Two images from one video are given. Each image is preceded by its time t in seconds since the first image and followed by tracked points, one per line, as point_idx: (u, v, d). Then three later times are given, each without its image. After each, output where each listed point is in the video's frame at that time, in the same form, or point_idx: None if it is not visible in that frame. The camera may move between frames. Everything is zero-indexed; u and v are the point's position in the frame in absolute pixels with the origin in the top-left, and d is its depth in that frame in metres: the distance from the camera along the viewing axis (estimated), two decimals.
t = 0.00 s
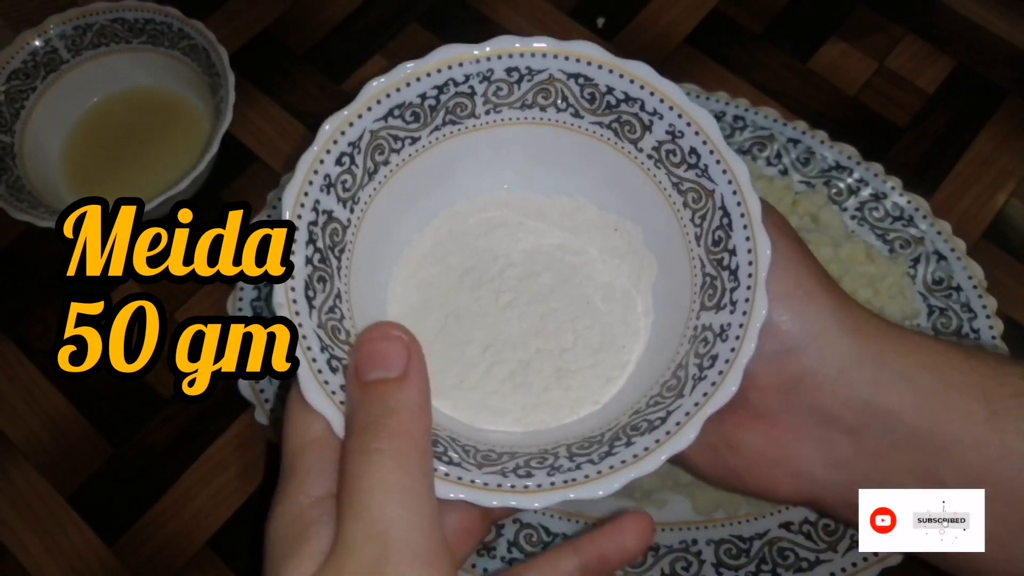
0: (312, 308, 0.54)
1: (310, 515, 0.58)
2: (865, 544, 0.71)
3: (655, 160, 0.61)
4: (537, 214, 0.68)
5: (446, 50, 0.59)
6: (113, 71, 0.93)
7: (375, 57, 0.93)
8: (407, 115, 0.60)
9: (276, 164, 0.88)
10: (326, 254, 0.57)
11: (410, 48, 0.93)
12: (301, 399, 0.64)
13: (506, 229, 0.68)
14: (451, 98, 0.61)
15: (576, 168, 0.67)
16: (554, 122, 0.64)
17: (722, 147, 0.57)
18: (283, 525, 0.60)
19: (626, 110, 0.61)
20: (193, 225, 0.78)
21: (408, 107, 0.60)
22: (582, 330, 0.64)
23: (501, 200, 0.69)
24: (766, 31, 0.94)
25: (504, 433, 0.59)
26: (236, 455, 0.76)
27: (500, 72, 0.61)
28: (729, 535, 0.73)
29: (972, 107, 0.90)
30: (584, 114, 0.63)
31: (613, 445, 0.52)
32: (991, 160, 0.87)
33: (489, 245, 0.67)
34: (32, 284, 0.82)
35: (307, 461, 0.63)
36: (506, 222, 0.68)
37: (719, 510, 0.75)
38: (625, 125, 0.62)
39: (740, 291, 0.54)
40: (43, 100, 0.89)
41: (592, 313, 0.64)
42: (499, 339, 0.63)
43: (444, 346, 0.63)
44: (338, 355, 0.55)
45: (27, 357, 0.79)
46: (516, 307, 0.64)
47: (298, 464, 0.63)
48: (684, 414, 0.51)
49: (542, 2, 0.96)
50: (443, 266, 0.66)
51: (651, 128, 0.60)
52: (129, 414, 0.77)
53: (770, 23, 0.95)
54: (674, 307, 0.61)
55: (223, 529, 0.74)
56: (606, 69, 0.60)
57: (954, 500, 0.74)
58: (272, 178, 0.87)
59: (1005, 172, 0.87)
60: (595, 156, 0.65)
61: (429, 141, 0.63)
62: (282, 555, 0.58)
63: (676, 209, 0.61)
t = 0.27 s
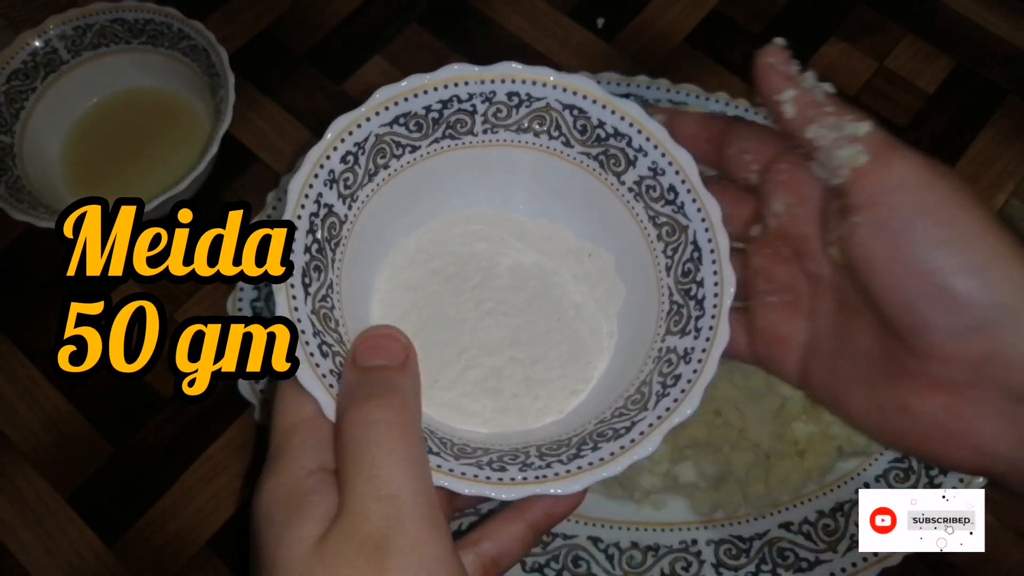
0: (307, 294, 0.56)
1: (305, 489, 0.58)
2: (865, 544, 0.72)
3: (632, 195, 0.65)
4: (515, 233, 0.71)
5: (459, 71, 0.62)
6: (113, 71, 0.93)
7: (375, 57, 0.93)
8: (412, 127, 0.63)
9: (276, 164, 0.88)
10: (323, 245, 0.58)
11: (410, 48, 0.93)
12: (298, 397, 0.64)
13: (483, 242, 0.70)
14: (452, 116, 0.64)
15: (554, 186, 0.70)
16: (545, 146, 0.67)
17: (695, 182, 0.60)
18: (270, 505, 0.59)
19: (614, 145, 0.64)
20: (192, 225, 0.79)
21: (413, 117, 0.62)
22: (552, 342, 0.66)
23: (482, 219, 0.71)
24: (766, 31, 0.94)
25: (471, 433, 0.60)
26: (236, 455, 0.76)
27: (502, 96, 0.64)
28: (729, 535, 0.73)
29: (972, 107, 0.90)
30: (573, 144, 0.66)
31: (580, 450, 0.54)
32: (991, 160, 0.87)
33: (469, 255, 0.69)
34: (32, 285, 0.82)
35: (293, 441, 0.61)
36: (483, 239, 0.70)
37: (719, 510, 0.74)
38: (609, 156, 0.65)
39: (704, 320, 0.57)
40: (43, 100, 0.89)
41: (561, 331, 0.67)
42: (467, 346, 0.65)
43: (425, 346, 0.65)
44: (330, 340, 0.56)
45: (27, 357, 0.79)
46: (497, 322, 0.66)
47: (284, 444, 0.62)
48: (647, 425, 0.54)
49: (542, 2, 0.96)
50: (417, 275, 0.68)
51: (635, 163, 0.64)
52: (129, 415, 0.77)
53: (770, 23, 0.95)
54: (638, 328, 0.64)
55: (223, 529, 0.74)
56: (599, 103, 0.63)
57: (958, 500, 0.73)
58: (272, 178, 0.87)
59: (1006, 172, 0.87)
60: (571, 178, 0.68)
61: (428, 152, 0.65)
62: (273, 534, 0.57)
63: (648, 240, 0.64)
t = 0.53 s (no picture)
0: (325, 313, 0.57)
1: (318, 496, 0.58)
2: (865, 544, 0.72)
3: (638, 203, 0.65)
4: (530, 243, 0.71)
5: (458, 92, 0.63)
6: (114, 71, 0.93)
7: (375, 57, 0.93)
8: (421, 148, 0.64)
9: (276, 164, 0.88)
10: (340, 266, 0.60)
11: (410, 48, 0.93)
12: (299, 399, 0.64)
13: (503, 257, 0.70)
14: (459, 136, 0.65)
15: (566, 194, 0.69)
16: (552, 160, 0.67)
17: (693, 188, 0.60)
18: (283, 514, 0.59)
19: (616, 156, 0.64)
20: (193, 225, 0.79)
21: (422, 141, 0.63)
22: (569, 351, 0.66)
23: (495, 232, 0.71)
24: (766, 31, 0.94)
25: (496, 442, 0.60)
26: (236, 456, 0.76)
27: (506, 115, 0.64)
28: (729, 535, 0.73)
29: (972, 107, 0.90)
30: (576, 159, 0.67)
31: (587, 452, 0.55)
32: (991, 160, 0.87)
33: (489, 266, 0.69)
34: (32, 284, 0.82)
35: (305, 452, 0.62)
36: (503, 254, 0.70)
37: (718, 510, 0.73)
38: (615, 168, 0.65)
39: (706, 325, 0.57)
40: (43, 100, 0.89)
41: (571, 335, 0.67)
42: (491, 356, 0.65)
43: (438, 356, 0.65)
44: (347, 356, 0.57)
45: (26, 357, 0.79)
46: (511, 331, 0.66)
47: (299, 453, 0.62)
48: (649, 429, 0.54)
49: (542, 2, 0.96)
50: (438, 291, 0.68)
51: (637, 173, 0.64)
52: (129, 415, 0.77)
53: (769, 23, 0.95)
54: (651, 333, 0.63)
55: (223, 529, 0.74)
56: (601, 118, 0.63)
57: (958, 500, 0.73)
58: (272, 178, 0.87)
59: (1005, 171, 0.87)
60: (585, 191, 0.68)
61: (438, 172, 0.66)
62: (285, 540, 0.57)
63: (654, 248, 0.64)
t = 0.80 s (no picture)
0: (312, 315, 0.58)
1: (301, 498, 0.58)
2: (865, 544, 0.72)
3: (632, 203, 0.64)
4: (527, 243, 0.71)
5: (450, 92, 0.64)
6: (114, 71, 0.93)
7: (375, 57, 0.93)
8: (414, 149, 0.65)
9: (275, 164, 0.88)
10: (329, 268, 0.60)
11: (410, 48, 0.93)
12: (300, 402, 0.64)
13: (500, 254, 0.70)
14: (453, 136, 0.65)
15: (559, 194, 0.69)
16: (547, 160, 0.67)
17: (688, 190, 0.60)
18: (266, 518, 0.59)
19: (611, 155, 0.64)
20: (192, 225, 0.79)
21: (413, 141, 0.64)
22: (562, 353, 0.65)
23: (491, 229, 0.71)
24: (766, 30, 0.94)
25: (485, 445, 0.60)
26: (236, 456, 0.76)
27: (499, 114, 0.65)
28: (729, 535, 0.73)
29: (972, 107, 0.90)
30: (570, 158, 0.67)
31: (569, 460, 0.55)
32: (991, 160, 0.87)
33: (485, 268, 0.69)
34: (32, 284, 0.82)
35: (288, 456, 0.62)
36: (498, 252, 0.70)
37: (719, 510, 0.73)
38: (609, 168, 0.65)
39: (696, 328, 0.56)
40: (43, 100, 0.89)
41: (567, 336, 0.66)
42: (485, 359, 0.65)
43: (429, 359, 0.65)
44: (333, 359, 0.58)
45: (26, 357, 0.79)
46: (501, 330, 0.66)
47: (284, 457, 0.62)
48: (633, 437, 0.53)
49: (542, 2, 0.96)
50: (436, 290, 0.68)
51: (631, 173, 0.63)
52: (130, 415, 0.77)
53: (769, 22, 0.95)
54: (644, 333, 0.63)
55: (223, 529, 0.74)
56: (596, 118, 0.63)
57: (958, 500, 0.73)
58: (272, 178, 0.87)
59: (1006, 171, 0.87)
60: (574, 192, 0.68)
61: (431, 172, 0.67)
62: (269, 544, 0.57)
63: (648, 248, 0.64)
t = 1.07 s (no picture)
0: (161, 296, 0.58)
1: (168, 460, 0.51)
2: (865, 544, 0.72)
3: (473, 229, 0.68)
4: (364, 261, 0.72)
5: (336, 108, 0.67)
6: (114, 72, 0.93)
7: (375, 57, 0.93)
8: (280, 152, 0.67)
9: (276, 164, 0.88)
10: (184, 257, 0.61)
11: (410, 48, 0.93)
12: (306, 405, 0.65)
13: (340, 268, 0.71)
14: (320, 143, 0.68)
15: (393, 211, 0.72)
16: (404, 185, 0.71)
17: (527, 227, 0.64)
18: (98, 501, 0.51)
19: (458, 184, 0.68)
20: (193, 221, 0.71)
21: (273, 145, 0.67)
22: (392, 362, 0.68)
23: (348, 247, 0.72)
24: (766, 30, 0.94)
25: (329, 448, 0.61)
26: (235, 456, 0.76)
27: (358, 133, 0.68)
28: (729, 535, 0.73)
29: (973, 107, 0.89)
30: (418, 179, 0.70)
31: (410, 455, 0.57)
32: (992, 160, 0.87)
33: (343, 282, 0.71)
34: (32, 284, 0.82)
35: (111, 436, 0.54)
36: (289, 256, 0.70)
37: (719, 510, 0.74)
38: (450, 195, 0.69)
39: (529, 343, 0.60)
40: (44, 100, 0.90)
41: (384, 348, 0.68)
42: (371, 353, 0.68)
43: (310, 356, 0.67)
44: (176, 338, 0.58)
45: (27, 357, 0.79)
46: (375, 342, 0.68)
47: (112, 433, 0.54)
48: (472, 436, 0.57)
49: (542, 2, 0.96)
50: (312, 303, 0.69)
51: (476, 203, 0.67)
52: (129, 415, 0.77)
53: (770, 22, 0.95)
54: (472, 346, 0.66)
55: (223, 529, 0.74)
56: (445, 147, 0.68)
57: (958, 500, 0.73)
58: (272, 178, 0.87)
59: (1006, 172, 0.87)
60: (397, 203, 0.71)
61: (285, 177, 0.69)
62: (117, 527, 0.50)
63: (484, 272, 0.67)
